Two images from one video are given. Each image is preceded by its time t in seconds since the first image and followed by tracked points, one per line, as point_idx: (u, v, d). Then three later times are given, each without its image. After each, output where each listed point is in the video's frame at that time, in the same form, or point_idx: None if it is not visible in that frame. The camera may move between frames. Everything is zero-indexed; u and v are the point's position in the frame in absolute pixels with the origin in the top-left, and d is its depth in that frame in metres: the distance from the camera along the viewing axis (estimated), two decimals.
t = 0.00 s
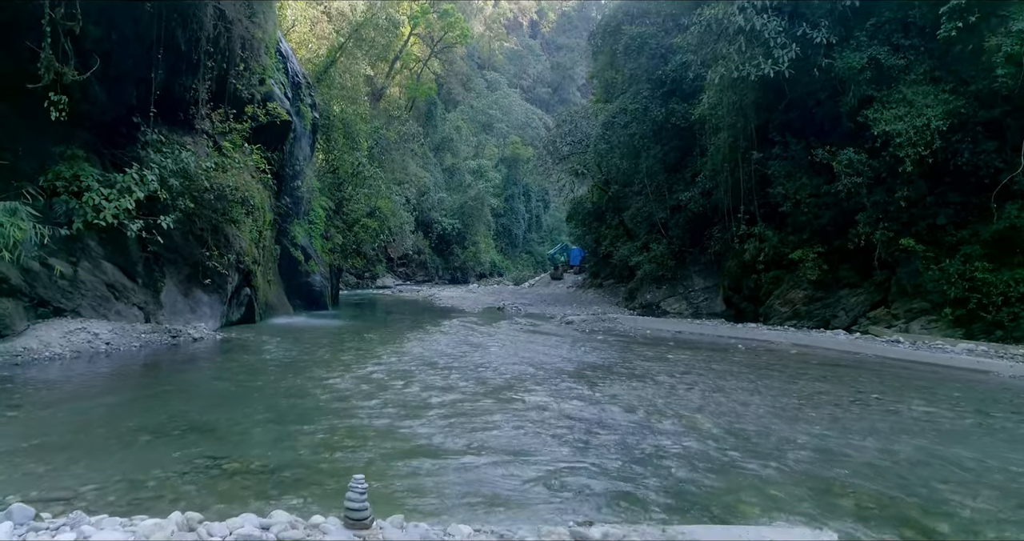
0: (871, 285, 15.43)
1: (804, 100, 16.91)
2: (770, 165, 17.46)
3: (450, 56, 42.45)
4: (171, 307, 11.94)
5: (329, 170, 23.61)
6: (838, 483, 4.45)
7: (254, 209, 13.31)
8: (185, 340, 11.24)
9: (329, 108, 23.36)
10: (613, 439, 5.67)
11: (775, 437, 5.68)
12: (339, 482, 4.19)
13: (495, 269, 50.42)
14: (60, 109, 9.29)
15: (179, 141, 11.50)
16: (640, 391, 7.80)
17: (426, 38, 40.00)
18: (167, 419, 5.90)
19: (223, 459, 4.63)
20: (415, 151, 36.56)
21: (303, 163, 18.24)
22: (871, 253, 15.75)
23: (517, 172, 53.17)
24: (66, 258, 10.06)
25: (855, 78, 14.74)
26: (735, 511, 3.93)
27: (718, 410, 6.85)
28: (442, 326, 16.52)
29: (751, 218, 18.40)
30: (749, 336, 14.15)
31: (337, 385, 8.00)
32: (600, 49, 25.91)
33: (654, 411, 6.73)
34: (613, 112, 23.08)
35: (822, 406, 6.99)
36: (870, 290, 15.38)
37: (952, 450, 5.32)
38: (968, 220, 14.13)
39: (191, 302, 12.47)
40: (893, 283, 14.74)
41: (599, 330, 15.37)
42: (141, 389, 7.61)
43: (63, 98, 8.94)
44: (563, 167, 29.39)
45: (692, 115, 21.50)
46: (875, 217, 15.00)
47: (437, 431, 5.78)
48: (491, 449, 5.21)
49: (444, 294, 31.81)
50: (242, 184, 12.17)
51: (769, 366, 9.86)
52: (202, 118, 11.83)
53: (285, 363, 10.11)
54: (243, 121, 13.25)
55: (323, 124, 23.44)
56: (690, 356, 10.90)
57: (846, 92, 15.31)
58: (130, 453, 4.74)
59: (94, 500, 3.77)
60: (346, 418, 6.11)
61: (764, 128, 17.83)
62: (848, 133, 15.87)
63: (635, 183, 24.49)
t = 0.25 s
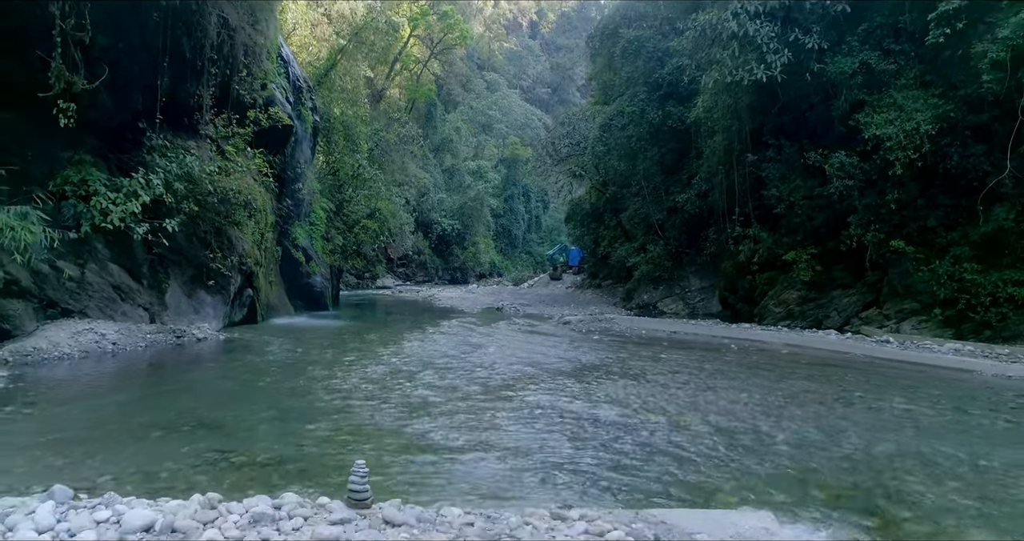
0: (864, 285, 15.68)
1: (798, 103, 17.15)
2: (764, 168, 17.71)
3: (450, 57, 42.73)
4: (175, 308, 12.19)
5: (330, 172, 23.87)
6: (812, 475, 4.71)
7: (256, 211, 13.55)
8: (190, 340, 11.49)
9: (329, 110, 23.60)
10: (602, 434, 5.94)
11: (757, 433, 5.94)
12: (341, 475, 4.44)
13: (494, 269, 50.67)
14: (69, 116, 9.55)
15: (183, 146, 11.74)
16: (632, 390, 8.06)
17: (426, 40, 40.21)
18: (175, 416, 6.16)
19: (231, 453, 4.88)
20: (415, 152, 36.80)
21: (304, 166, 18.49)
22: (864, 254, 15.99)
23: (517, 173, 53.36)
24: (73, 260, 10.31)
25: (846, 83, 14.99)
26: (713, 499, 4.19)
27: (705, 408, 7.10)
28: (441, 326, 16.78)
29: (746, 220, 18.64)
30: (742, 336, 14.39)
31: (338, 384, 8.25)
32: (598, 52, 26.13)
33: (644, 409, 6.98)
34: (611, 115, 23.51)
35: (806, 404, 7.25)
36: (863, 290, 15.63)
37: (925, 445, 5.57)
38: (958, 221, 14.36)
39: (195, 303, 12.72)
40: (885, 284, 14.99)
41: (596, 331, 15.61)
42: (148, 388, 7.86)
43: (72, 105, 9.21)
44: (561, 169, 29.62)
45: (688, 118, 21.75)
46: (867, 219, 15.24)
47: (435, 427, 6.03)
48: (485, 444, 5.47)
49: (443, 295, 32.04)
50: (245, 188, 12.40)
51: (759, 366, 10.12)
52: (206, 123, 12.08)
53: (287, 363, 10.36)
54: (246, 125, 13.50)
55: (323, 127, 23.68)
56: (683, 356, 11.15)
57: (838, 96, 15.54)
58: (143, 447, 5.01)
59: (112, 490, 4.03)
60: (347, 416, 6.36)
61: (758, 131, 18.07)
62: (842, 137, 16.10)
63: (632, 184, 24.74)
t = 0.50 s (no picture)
0: (856, 286, 15.94)
1: (792, 106, 17.38)
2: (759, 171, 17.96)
3: (449, 58, 43.01)
4: (179, 308, 12.45)
5: (330, 174, 24.13)
6: (789, 466, 4.97)
7: (258, 214, 13.81)
8: (194, 340, 11.75)
9: (330, 113, 23.86)
10: (593, 430, 6.20)
11: (741, 428, 6.19)
12: (343, 466, 4.71)
13: (493, 270, 50.92)
14: (78, 122, 9.82)
15: (187, 149, 11.99)
16: (623, 388, 8.34)
17: (425, 41, 40.38)
18: (184, 412, 6.43)
19: (238, 447, 5.15)
20: (415, 154, 37.03)
21: (305, 169, 18.74)
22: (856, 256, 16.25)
23: (517, 173, 53.56)
24: (81, 262, 10.58)
25: (838, 87, 15.25)
26: (693, 488, 4.45)
27: (693, 405, 7.37)
28: (440, 326, 17.04)
29: (741, 222, 18.91)
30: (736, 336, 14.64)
31: (339, 382, 8.52)
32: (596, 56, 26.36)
33: (633, 406, 7.26)
34: (608, 117, 23.79)
35: (790, 401, 7.52)
36: (855, 291, 15.90)
37: (901, 440, 5.83)
38: (948, 223, 14.60)
39: (198, 304, 12.98)
40: (877, 285, 15.25)
41: (592, 331, 15.85)
42: (155, 387, 8.12)
43: (81, 113, 9.47)
44: (560, 170, 29.90)
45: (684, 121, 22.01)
46: (858, 221, 15.50)
47: (432, 423, 6.30)
48: (480, 439, 5.74)
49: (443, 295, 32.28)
50: (248, 191, 12.65)
51: (749, 365, 10.39)
52: (210, 127, 12.34)
53: (289, 363, 10.62)
54: (248, 129, 13.76)
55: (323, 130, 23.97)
56: (676, 355, 11.42)
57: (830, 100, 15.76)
58: (155, 441, 5.27)
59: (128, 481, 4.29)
60: (348, 413, 6.62)
61: (753, 134, 18.34)
62: (835, 140, 16.33)
63: (629, 186, 25.01)
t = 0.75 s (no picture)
0: (848, 287, 16.21)
1: (785, 110, 17.64)
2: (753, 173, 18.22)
3: (449, 60, 43.28)
4: (183, 309, 12.72)
5: (330, 175, 24.42)
6: (768, 459, 5.22)
7: (260, 216, 14.06)
8: (197, 340, 12.01)
9: (330, 116, 24.17)
10: (583, 425, 6.45)
11: (725, 424, 6.45)
12: (345, 459, 4.99)
13: (493, 270, 51.19)
14: (85, 128, 10.07)
15: (191, 154, 12.26)
16: (615, 387, 8.61)
17: (425, 43, 40.57)
18: (191, 409, 6.70)
19: (245, 441, 5.42)
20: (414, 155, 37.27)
21: (305, 171, 19.01)
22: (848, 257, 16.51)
23: (516, 174, 53.79)
24: (89, 264, 10.84)
25: (830, 91, 15.49)
26: (675, 478, 4.70)
27: (681, 402, 7.65)
28: (439, 326, 17.31)
29: (736, 223, 19.19)
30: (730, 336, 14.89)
31: (340, 381, 8.78)
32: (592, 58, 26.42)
33: (623, 404, 7.53)
34: (606, 119, 23.61)
35: (775, 399, 7.80)
36: (847, 292, 16.16)
37: (877, 436, 6.07)
38: (939, 226, 14.85)
39: (202, 305, 13.25)
40: (868, 286, 15.51)
41: (588, 331, 16.11)
42: (162, 385, 8.39)
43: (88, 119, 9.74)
44: (558, 171, 30.16)
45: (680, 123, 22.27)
46: (850, 223, 15.74)
47: (429, 420, 6.57)
48: (475, 434, 5.99)
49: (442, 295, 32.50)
50: (250, 194, 12.90)
51: (739, 364, 10.66)
52: (213, 132, 12.61)
53: (291, 362, 10.88)
54: (250, 133, 14.01)
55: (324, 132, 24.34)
56: (669, 355, 11.69)
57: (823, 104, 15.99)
58: (166, 436, 5.54)
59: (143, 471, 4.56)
60: (349, 409, 6.89)
61: (747, 137, 18.59)
62: (827, 143, 16.59)
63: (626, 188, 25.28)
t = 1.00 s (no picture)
0: (841, 288, 16.47)
1: (780, 113, 17.91)
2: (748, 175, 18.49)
3: (449, 61, 43.58)
4: (188, 310, 12.98)
5: (331, 177, 24.86)
6: (749, 452, 5.48)
7: (262, 218, 14.33)
8: (202, 340, 12.28)
9: (331, 118, 24.57)
10: (574, 420, 6.72)
11: (711, 420, 6.70)
12: (346, 451, 5.26)
13: (493, 270, 51.45)
14: (92, 133, 10.32)
15: (196, 157, 12.53)
16: (607, 385, 8.89)
17: (425, 44, 40.73)
18: (199, 406, 6.98)
19: (251, 435, 5.69)
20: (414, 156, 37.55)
21: (307, 174, 19.28)
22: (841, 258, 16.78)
23: (516, 174, 54.04)
24: (96, 265, 11.10)
25: (823, 95, 15.74)
26: (658, 468, 4.95)
27: (670, 399, 7.93)
28: (438, 326, 17.58)
29: (732, 224, 19.46)
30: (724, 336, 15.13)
31: (341, 379, 9.06)
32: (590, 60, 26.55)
33: (614, 400, 7.82)
34: (603, 121, 23.89)
35: (762, 396, 8.08)
36: (840, 292, 16.43)
37: (855, 431, 6.34)
38: (929, 227, 15.10)
39: (205, 306, 13.52)
40: (861, 287, 15.77)
41: (585, 331, 16.38)
42: (169, 383, 8.65)
43: (97, 124, 10.01)
44: (556, 173, 30.46)
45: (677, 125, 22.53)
46: (843, 225, 16.00)
47: (426, 415, 6.84)
48: (470, 429, 6.25)
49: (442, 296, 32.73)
50: (253, 197, 13.17)
51: (730, 363, 10.94)
52: (217, 136, 12.89)
53: (293, 362, 11.15)
54: (252, 136, 14.27)
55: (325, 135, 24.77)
56: (662, 354, 11.97)
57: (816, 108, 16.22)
58: (176, 431, 5.81)
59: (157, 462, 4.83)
60: (350, 406, 7.16)
61: (742, 140, 18.86)
62: (820, 146, 16.85)
63: (623, 189, 25.57)
